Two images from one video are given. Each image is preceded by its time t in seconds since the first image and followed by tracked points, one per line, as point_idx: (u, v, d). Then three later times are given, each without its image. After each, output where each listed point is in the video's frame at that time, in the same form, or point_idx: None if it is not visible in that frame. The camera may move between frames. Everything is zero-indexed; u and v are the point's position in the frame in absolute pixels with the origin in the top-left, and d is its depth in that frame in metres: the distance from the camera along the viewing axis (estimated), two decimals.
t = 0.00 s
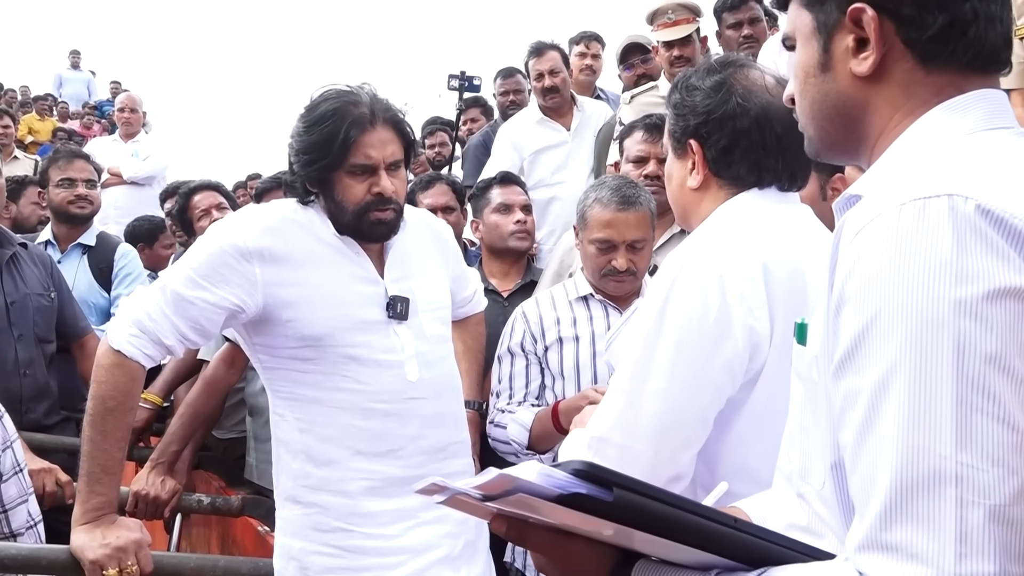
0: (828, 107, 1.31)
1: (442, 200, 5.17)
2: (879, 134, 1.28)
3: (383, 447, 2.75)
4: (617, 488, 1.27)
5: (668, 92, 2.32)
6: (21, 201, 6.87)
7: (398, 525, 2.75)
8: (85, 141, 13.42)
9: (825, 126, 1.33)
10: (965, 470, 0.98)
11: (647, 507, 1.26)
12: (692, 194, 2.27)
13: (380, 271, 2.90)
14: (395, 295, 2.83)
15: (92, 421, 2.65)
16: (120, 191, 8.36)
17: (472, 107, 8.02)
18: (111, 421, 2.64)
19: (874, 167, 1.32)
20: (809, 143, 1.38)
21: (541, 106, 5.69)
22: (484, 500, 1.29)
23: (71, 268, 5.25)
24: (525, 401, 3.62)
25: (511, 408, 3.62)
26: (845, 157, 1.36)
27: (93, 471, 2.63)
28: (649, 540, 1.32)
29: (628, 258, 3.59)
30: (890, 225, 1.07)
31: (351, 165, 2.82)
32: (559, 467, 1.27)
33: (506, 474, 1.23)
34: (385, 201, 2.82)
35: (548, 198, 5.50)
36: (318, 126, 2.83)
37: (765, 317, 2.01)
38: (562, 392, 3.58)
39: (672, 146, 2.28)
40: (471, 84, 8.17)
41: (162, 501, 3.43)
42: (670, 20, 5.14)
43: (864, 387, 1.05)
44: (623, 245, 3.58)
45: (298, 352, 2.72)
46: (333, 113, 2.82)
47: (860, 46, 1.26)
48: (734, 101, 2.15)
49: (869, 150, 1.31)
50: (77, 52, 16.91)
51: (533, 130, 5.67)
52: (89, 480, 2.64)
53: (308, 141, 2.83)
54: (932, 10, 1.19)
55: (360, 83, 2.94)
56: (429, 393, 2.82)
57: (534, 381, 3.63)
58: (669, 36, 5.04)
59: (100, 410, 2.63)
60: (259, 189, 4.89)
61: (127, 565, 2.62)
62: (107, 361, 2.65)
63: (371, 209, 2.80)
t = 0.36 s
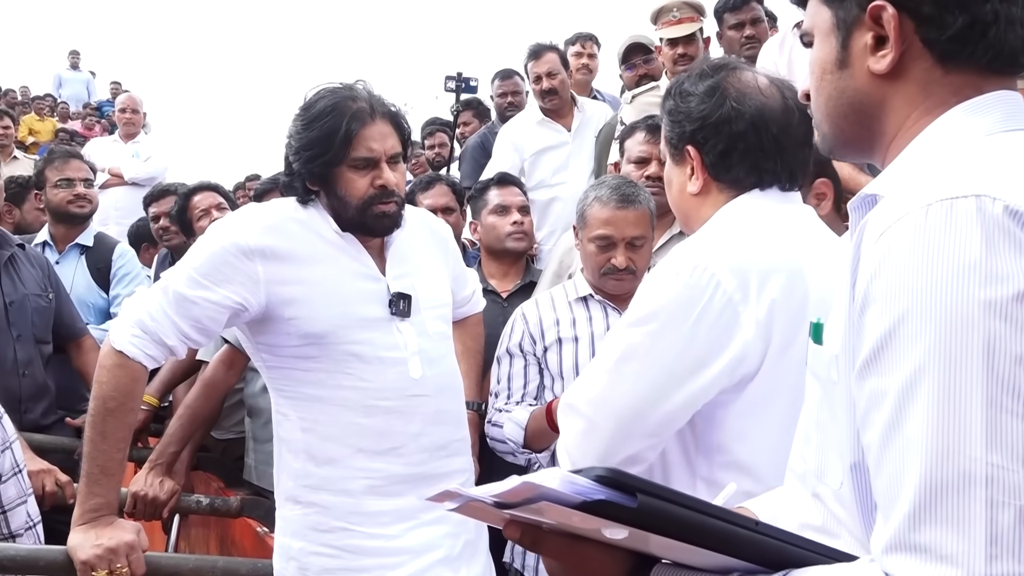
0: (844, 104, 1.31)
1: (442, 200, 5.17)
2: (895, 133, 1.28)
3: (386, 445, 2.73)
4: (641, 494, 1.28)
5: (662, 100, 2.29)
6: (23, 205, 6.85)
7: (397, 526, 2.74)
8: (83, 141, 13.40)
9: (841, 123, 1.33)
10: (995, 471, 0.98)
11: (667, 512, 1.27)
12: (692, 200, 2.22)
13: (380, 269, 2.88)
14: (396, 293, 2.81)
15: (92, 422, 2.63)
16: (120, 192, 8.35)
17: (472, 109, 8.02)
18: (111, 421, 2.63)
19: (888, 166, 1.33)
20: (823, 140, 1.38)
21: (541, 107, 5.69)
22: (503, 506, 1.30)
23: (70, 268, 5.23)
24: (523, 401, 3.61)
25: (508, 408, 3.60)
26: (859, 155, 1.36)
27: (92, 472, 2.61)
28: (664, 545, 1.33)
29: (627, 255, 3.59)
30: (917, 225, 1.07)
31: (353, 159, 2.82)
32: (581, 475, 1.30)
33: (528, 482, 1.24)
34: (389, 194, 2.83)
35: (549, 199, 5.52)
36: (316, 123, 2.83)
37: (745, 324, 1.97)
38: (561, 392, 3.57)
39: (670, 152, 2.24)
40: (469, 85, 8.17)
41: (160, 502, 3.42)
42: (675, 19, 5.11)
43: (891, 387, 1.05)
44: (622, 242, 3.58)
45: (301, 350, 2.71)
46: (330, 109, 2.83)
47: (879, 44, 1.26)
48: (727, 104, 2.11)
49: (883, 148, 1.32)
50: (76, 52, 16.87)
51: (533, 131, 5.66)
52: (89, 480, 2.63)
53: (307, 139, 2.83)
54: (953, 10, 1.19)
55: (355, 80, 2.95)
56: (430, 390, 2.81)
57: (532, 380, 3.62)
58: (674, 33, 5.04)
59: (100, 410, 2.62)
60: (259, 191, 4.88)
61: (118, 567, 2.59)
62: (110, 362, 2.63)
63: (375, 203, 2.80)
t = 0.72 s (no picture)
0: (852, 109, 1.32)
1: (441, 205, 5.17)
2: (902, 139, 1.29)
3: (386, 447, 2.73)
4: (632, 493, 1.27)
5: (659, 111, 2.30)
6: (24, 209, 6.82)
7: (395, 531, 2.74)
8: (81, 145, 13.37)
9: (848, 128, 1.33)
10: (990, 473, 0.98)
11: (657, 511, 1.26)
12: (688, 208, 2.22)
13: (380, 271, 2.89)
14: (396, 295, 2.81)
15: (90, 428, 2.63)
16: (117, 196, 8.34)
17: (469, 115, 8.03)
18: (109, 427, 2.62)
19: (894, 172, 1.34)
20: (830, 143, 1.38)
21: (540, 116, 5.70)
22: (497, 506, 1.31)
23: (67, 272, 5.21)
24: (522, 408, 3.57)
25: (507, 415, 3.54)
26: (865, 159, 1.37)
27: (91, 477, 2.60)
28: (659, 547, 1.32)
29: (622, 260, 3.59)
30: (918, 227, 1.07)
31: (343, 164, 2.81)
32: (573, 474, 1.30)
33: (519, 481, 1.26)
34: (378, 199, 2.80)
35: (547, 206, 5.54)
36: (308, 128, 2.83)
37: (733, 330, 1.95)
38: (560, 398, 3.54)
39: (666, 162, 2.25)
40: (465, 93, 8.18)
41: (155, 508, 3.40)
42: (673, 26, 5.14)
43: (888, 387, 1.05)
44: (617, 248, 3.57)
45: (300, 354, 2.71)
46: (320, 114, 2.82)
47: (889, 50, 1.26)
48: (720, 111, 2.12)
49: (890, 154, 1.32)
50: (74, 57, 16.87)
51: (531, 138, 5.67)
52: (85, 486, 2.61)
53: (301, 143, 2.83)
54: (965, 20, 1.18)
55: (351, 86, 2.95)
56: (430, 392, 2.80)
57: (529, 387, 3.61)
58: (673, 40, 5.06)
59: (99, 416, 2.61)
60: (256, 196, 4.88)
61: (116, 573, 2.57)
62: (107, 367, 2.62)
63: (364, 207, 2.79)
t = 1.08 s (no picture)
0: (854, 111, 1.29)
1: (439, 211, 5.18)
2: (903, 143, 1.27)
3: (385, 453, 2.73)
4: (617, 492, 1.29)
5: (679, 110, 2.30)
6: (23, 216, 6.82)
7: (394, 537, 2.74)
8: (79, 150, 13.37)
9: (851, 130, 1.31)
10: (978, 478, 0.98)
11: (645, 513, 1.28)
12: (689, 207, 2.22)
13: (378, 276, 2.90)
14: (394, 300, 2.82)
15: (91, 435, 2.62)
16: (116, 202, 8.35)
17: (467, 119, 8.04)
18: (112, 435, 2.62)
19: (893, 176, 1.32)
20: (832, 143, 1.36)
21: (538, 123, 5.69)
22: (486, 502, 1.31)
23: (69, 278, 5.23)
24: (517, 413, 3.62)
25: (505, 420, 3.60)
26: (867, 161, 1.35)
27: (95, 485, 2.61)
28: (649, 549, 1.32)
29: (617, 265, 3.59)
30: (912, 229, 1.07)
31: (347, 163, 2.83)
32: (560, 471, 1.30)
33: (505, 476, 1.26)
34: (383, 194, 2.83)
35: (545, 212, 5.53)
36: (304, 130, 2.85)
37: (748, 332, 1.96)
38: (554, 405, 3.57)
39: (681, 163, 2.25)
40: (464, 98, 8.18)
41: (153, 514, 3.41)
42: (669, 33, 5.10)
43: (877, 391, 1.05)
44: (612, 253, 3.58)
45: (296, 360, 2.70)
46: (318, 116, 2.84)
47: (894, 53, 1.23)
48: (715, 116, 2.11)
49: (891, 158, 1.30)
50: (73, 62, 16.87)
51: (530, 144, 5.66)
52: (89, 494, 2.61)
53: (295, 146, 2.85)
54: (972, 26, 1.16)
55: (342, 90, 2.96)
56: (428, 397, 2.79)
57: (527, 393, 3.63)
58: (667, 48, 5.06)
59: (102, 423, 2.60)
60: (255, 202, 4.88)
61: None
62: (106, 373, 2.61)
63: (370, 203, 2.80)
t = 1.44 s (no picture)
0: (854, 117, 1.29)
1: (439, 214, 5.18)
2: (903, 149, 1.26)
3: (390, 453, 2.73)
4: (608, 501, 1.28)
5: (688, 108, 2.23)
6: (24, 217, 6.84)
7: (399, 536, 2.73)
8: (82, 150, 13.39)
9: (851, 135, 1.31)
10: (970, 489, 0.98)
11: (639, 522, 1.28)
12: (699, 208, 2.14)
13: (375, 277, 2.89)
14: (395, 300, 2.82)
15: (88, 436, 2.62)
16: (117, 203, 8.36)
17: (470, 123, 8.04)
18: (109, 436, 2.62)
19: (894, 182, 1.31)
20: (834, 148, 1.36)
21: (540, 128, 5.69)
22: (480, 508, 1.32)
23: (74, 280, 5.23)
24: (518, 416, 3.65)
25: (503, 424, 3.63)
26: (869, 166, 1.34)
27: (92, 485, 2.60)
28: (645, 557, 1.32)
29: (617, 271, 3.57)
30: (909, 237, 1.06)
31: (355, 161, 2.87)
32: (551, 479, 1.30)
33: (496, 485, 1.26)
34: (385, 196, 2.88)
35: (547, 217, 5.54)
36: (311, 130, 2.85)
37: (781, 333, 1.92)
38: (554, 410, 3.58)
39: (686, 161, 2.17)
40: (467, 101, 8.19)
41: (152, 515, 3.41)
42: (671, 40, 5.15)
43: (871, 399, 1.05)
44: (612, 258, 3.56)
45: (301, 361, 2.69)
46: (325, 116, 2.87)
47: (894, 60, 1.23)
48: (749, 119, 2.06)
49: (892, 163, 1.30)
50: (75, 63, 16.89)
51: (532, 149, 5.66)
52: (85, 495, 2.61)
53: (305, 144, 2.84)
54: (972, 34, 1.15)
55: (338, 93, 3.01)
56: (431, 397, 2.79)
57: (527, 396, 3.65)
58: (669, 55, 5.06)
59: (98, 424, 2.60)
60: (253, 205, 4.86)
61: None
62: (103, 375, 2.60)
63: (371, 205, 2.84)
